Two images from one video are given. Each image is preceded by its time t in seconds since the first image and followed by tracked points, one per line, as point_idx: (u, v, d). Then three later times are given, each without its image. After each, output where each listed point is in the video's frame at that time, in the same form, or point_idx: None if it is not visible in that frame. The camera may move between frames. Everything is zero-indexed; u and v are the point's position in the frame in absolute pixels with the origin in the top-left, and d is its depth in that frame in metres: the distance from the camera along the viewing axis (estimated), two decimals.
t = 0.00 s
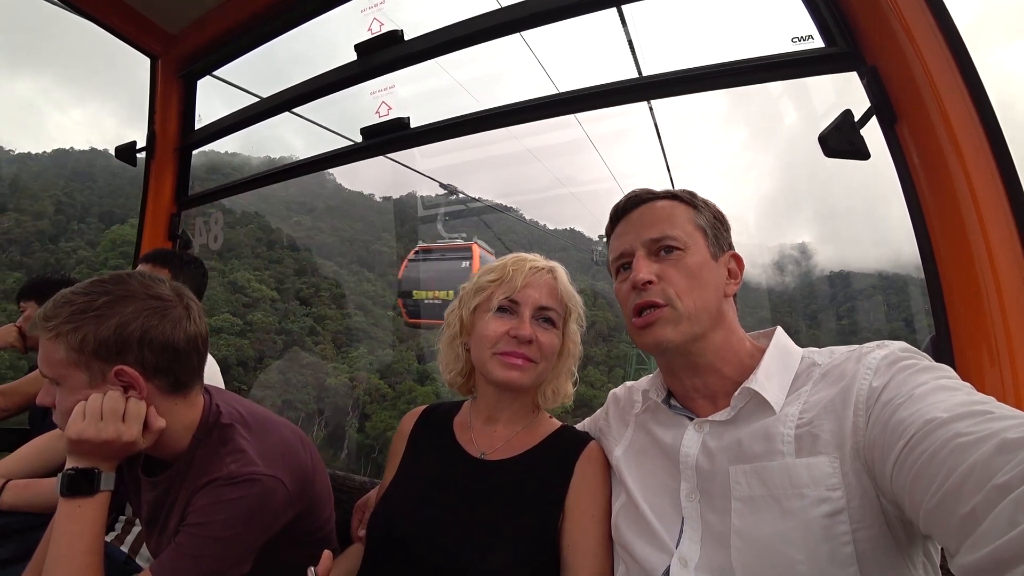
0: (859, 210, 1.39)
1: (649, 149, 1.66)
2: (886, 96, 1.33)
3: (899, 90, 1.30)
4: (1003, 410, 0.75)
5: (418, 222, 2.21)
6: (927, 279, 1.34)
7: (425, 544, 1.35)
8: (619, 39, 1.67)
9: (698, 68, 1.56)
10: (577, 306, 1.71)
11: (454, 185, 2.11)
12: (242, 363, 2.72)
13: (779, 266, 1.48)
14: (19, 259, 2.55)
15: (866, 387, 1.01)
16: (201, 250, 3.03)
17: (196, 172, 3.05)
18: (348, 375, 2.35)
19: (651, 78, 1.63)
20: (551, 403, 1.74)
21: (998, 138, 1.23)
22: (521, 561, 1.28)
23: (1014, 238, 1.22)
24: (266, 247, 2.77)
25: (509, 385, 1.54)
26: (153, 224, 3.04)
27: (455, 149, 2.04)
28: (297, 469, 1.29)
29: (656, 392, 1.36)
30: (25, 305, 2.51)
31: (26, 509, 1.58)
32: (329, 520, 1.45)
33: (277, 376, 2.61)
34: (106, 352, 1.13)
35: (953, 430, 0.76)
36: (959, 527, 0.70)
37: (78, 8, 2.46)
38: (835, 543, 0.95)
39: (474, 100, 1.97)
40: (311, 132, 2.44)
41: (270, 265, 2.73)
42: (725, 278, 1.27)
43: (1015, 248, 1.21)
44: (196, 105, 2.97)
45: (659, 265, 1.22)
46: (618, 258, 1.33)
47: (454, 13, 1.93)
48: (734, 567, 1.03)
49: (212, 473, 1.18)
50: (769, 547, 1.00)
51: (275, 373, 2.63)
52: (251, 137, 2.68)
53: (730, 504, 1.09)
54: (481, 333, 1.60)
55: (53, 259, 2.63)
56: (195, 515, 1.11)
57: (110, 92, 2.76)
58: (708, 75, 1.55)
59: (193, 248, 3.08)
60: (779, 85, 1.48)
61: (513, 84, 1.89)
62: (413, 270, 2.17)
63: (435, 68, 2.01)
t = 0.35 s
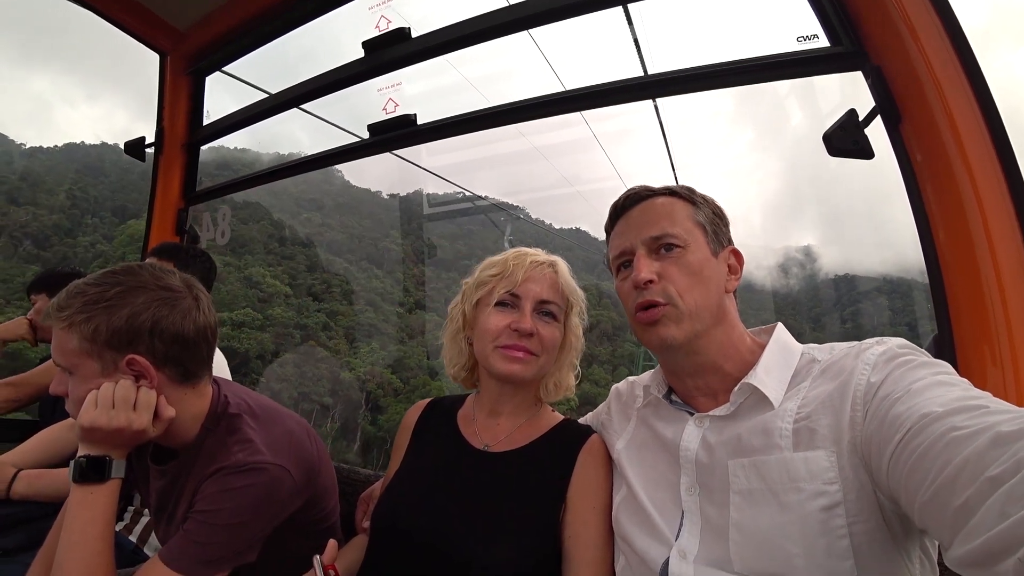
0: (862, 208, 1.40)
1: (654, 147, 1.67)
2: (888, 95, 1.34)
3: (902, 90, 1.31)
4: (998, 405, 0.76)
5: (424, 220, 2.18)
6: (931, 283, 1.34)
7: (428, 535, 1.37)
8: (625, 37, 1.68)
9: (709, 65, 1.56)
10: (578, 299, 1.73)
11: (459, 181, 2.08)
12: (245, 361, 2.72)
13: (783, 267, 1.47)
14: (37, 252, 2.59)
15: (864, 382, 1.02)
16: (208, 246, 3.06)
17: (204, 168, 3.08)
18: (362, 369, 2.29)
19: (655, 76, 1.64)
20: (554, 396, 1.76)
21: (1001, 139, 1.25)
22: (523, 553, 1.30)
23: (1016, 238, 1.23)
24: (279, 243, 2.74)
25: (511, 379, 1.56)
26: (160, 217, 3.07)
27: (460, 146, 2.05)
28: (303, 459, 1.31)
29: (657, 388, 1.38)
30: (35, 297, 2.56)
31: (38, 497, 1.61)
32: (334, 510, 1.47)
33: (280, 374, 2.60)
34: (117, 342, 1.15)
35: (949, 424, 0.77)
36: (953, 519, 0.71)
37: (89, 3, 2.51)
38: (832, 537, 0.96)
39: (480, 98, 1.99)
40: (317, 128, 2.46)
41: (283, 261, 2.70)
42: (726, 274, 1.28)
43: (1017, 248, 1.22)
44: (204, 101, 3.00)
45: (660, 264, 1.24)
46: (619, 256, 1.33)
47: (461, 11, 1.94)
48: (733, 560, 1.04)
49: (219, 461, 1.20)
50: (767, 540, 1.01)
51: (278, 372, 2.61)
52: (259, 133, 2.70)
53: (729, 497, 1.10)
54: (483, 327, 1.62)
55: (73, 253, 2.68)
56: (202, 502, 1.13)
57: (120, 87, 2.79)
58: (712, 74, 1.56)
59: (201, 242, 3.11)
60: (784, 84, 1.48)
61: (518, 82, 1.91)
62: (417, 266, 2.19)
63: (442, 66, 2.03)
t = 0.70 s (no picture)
0: (870, 204, 1.37)
1: (658, 144, 1.65)
2: (897, 90, 1.32)
3: (912, 85, 1.29)
4: (1010, 406, 0.74)
5: (428, 216, 2.15)
6: (939, 282, 1.33)
7: (429, 534, 1.37)
8: (628, 32, 1.66)
9: (713, 61, 1.55)
10: (582, 299, 1.72)
11: (463, 176, 2.06)
12: (244, 359, 2.70)
13: (787, 265, 1.45)
14: (53, 248, 2.58)
15: (872, 382, 1.01)
16: (209, 243, 3.05)
17: (206, 165, 3.07)
18: (373, 363, 2.21)
19: (658, 72, 1.62)
20: (557, 395, 1.75)
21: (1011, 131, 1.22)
22: (526, 553, 1.29)
23: None
24: (289, 240, 2.65)
25: (514, 379, 1.55)
26: (163, 216, 3.07)
27: (463, 143, 2.04)
28: (304, 458, 1.31)
29: (663, 387, 1.37)
30: (37, 295, 2.56)
31: (38, 494, 1.62)
32: (335, 509, 1.46)
33: (279, 374, 2.57)
34: (117, 341, 1.15)
35: (959, 424, 0.76)
36: (962, 521, 0.70)
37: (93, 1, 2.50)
38: (839, 538, 0.95)
39: (483, 94, 1.98)
40: (319, 124, 2.44)
41: (294, 258, 2.61)
42: (735, 273, 1.27)
43: None
44: (206, 98, 2.98)
45: (671, 259, 1.22)
46: (629, 251, 1.32)
47: (464, 6, 1.93)
48: (739, 561, 1.03)
49: (220, 460, 1.20)
50: (773, 541, 1.00)
51: (276, 372, 2.58)
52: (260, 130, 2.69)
53: (734, 497, 1.09)
54: (486, 326, 1.61)
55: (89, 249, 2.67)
56: (202, 501, 1.13)
57: (123, 83, 2.78)
58: (716, 69, 1.54)
59: (203, 239, 3.09)
60: (790, 80, 1.47)
61: (522, 78, 1.89)
62: (419, 263, 2.16)
63: (445, 62, 2.02)
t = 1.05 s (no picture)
0: (872, 202, 1.37)
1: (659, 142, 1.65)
2: (899, 87, 1.31)
3: (914, 82, 1.28)
4: (1013, 404, 0.74)
5: (428, 214, 2.16)
6: (942, 280, 1.32)
7: (431, 534, 1.37)
8: (628, 30, 1.66)
9: (714, 58, 1.54)
10: (584, 298, 1.72)
11: (466, 175, 2.07)
12: (247, 359, 2.70)
13: (789, 263, 1.45)
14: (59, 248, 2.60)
15: (875, 382, 1.00)
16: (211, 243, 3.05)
17: (208, 165, 3.08)
18: (387, 362, 2.16)
19: (658, 70, 1.62)
20: (558, 394, 1.74)
21: (1014, 127, 1.22)
22: (527, 552, 1.29)
23: None
24: (297, 241, 2.62)
25: (514, 376, 1.55)
26: (165, 216, 3.08)
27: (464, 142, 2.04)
28: (307, 458, 1.31)
29: (665, 385, 1.37)
30: (42, 296, 2.58)
31: (43, 496, 1.63)
32: (338, 509, 1.47)
33: (280, 373, 2.57)
34: (120, 343, 1.15)
35: (962, 423, 0.76)
36: (965, 521, 0.70)
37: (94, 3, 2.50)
38: (842, 537, 0.95)
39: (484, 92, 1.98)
40: (320, 124, 2.45)
41: (304, 258, 2.57)
42: (741, 273, 1.27)
43: None
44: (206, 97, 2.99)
45: (681, 254, 1.22)
46: (637, 245, 1.31)
47: (464, 5, 1.92)
48: (741, 560, 1.03)
49: (223, 461, 1.20)
50: (774, 541, 1.00)
51: (278, 372, 2.58)
52: (262, 129, 2.70)
53: (736, 496, 1.09)
54: (486, 324, 1.61)
55: (101, 250, 2.76)
56: (206, 502, 1.13)
57: (124, 84, 2.78)
58: (717, 66, 1.53)
59: (205, 240, 3.10)
60: (791, 76, 1.46)
61: (522, 76, 1.89)
62: (421, 259, 2.16)
63: (446, 60, 2.02)
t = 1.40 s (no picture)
0: (872, 205, 1.36)
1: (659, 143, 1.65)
2: (902, 87, 1.30)
3: (916, 80, 1.27)
4: (1016, 411, 0.74)
5: (426, 212, 2.15)
6: (943, 283, 1.31)
7: (431, 538, 1.37)
8: (627, 30, 1.64)
9: (714, 59, 1.53)
10: (581, 298, 1.73)
11: (465, 176, 2.06)
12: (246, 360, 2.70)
13: (790, 262, 1.44)
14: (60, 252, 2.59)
15: (877, 387, 1.00)
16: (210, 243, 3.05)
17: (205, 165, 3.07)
18: (399, 358, 2.12)
19: (656, 70, 1.61)
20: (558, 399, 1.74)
21: (1016, 124, 1.20)
22: (527, 557, 1.29)
23: None
24: (303, 241, 2.59)
25: (516, 379, 1.54)
26: (163, 217, 3.07)
27: (463, 142, 2.03)
28: (307, 465, 1.31)
29: (665, 387, 1.36)
30: (41, 300, 2.53)
31: (46, 502, 1.62)
32: (339, 514, 1.47)
33: (278, 377, 2.53)
34: (116, 354, 1.15)
35: (966, 430, 0.75)
36: (969, 529, 0.70)
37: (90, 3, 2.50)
38: (844, 543, 0.95)
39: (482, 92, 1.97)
40: (319, 124, 2.43)
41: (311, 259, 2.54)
42: (743, 278, 1.27)
43: None
44: (203, 98, 2.97)
45: (684, 259, 1.21)
46: (640, 250, 1.30)
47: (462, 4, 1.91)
48: (742, 566, 1.03)
49: (223, 470, 1.20)
50: (775, 546, 1.00)
51: (275, 376, 2.54)
52: (260, 129, 2.68)
53: (736, 501, 1.09)
54: (487, 328, 1.60)
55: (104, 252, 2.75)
56: (206, 512, 1.13)
57: (121, 85, 2.77)
58: (717, 67, 1.52)
59: (204, 241, 3.10)
60: (793, 77, 1.45)
61: (522, 76, 1.88)
62: (421, 254, 2.16)
63: (445, 60, 2.01)
